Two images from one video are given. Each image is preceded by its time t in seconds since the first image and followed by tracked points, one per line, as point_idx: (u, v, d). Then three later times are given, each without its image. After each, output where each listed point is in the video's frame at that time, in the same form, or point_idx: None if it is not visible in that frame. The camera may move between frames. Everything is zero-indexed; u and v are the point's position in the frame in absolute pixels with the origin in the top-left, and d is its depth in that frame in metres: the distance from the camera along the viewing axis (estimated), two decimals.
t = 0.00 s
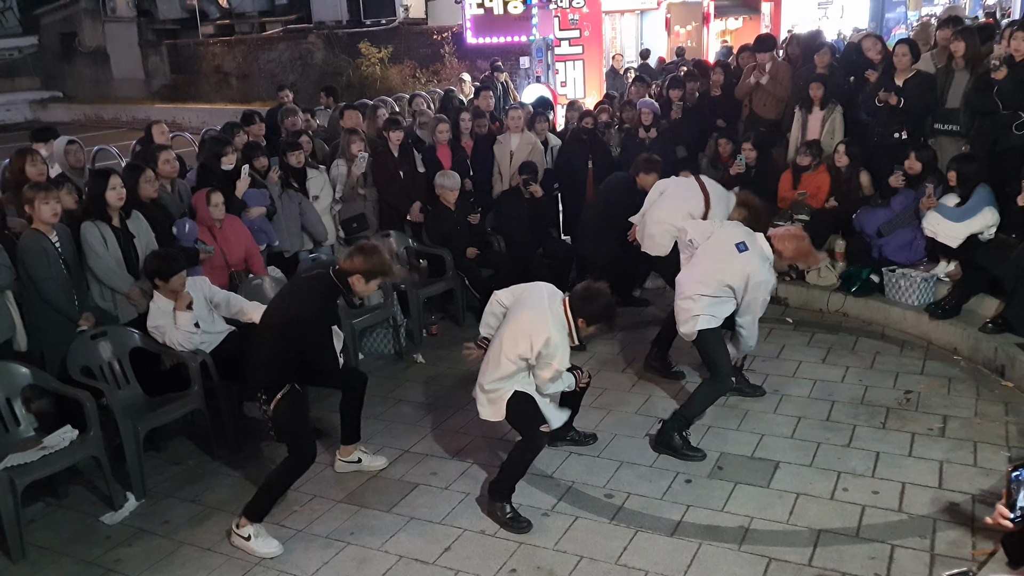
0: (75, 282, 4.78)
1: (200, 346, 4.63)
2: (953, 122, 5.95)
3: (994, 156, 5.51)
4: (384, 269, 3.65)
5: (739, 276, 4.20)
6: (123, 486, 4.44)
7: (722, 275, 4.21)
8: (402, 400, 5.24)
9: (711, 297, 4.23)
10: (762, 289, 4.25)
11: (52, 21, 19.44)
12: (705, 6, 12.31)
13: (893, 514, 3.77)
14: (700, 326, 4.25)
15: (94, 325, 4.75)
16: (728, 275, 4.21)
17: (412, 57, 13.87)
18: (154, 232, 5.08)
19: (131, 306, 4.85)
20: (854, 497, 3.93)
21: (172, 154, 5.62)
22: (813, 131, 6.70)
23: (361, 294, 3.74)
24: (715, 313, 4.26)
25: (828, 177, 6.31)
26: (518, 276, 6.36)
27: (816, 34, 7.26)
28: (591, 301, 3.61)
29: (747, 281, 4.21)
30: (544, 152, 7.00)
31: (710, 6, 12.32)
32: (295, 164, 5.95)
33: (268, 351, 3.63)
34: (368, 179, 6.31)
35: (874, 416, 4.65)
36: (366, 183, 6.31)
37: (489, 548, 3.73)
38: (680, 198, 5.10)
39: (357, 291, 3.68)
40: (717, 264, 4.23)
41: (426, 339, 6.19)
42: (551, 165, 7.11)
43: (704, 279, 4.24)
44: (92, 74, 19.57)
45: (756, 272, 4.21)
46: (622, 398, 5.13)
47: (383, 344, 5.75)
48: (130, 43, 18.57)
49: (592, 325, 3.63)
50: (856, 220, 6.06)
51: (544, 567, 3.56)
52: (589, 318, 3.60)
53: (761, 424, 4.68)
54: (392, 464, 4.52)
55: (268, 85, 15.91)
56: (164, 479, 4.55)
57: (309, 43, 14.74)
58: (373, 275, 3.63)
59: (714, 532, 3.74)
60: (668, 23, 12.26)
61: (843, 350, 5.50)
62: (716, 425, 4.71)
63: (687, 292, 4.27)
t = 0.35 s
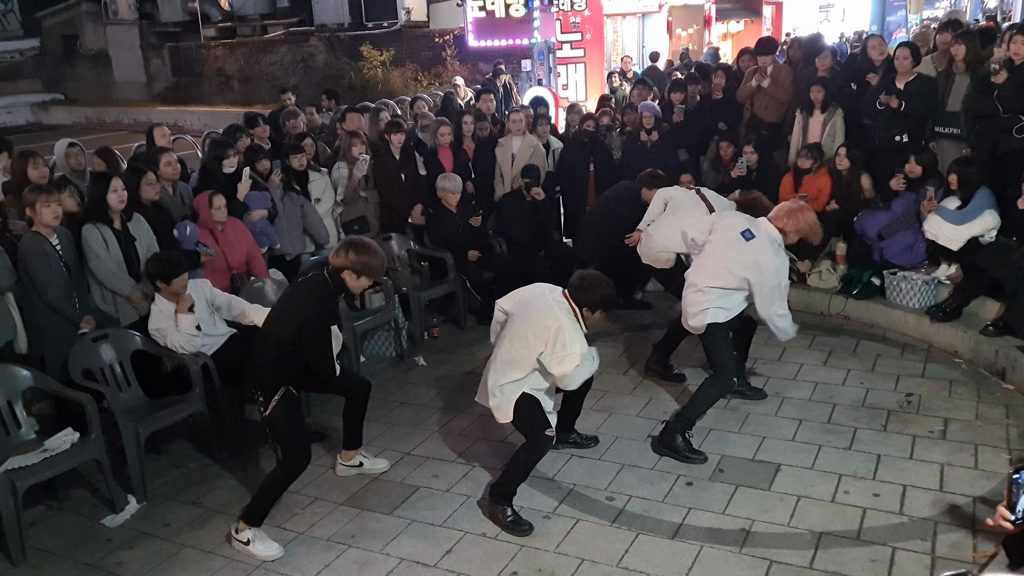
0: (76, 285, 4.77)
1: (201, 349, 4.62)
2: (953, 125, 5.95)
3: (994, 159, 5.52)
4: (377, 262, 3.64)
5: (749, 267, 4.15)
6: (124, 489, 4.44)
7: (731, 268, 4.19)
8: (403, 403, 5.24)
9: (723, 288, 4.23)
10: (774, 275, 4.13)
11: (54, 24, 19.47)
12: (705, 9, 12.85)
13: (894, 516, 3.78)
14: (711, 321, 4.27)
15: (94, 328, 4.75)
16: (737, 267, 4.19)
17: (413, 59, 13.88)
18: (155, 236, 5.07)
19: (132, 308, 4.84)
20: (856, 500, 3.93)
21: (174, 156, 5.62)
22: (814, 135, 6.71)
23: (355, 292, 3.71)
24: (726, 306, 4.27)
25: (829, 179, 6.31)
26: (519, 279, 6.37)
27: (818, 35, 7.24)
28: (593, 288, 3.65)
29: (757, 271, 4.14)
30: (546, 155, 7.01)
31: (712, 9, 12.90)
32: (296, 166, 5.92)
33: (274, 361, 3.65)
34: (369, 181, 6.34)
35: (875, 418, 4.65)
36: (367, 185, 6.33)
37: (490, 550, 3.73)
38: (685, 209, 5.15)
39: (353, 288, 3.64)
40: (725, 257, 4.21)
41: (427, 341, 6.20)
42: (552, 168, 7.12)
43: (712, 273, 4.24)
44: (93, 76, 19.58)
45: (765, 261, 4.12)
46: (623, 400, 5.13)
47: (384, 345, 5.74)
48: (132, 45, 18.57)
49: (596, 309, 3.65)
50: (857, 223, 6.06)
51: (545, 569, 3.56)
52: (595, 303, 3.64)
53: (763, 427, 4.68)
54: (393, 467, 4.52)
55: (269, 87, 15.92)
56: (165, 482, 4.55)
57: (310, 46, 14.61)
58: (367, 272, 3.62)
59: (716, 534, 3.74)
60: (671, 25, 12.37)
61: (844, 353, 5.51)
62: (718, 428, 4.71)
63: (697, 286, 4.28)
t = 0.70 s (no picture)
0: (77, 286, 4.78)
1: (202, 351, 4.61)
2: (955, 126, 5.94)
3: (996, 160, 5.51)
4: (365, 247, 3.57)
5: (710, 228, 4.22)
6: (126, 491, 4.45)
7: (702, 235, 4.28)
8: (405, 404, 5.25)
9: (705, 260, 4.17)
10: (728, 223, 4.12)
11: (55, 27, 19.46)
12: (705, 10, 12.87)
13: (896, 517, 3.77)
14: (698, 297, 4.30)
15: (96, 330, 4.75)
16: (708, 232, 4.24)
17: (414, 61, 13.89)
18: (156, 238, 5.07)
19: (134, 310, 4.85)
20: (858, 501, 3.93)
21: (176, 158, 5.62)
22: (815, 136, 6.70)
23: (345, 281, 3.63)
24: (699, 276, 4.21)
25: (831, 180, 6.24)
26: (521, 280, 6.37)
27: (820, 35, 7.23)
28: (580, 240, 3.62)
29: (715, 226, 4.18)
30: (547, 156, 7.00)
31: (712, 11, 12.88)
32: (297, 168, 5.94)
33: (264, 358, 3.63)
34: (371, 183, 6.36)
35: (877, 419, 4.65)
36: (369, 187, 6.35)
37: (492, 552, 3.73)
38: (677, 179, 5.15)
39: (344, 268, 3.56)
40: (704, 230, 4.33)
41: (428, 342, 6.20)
42: (553, 169, 7.11)
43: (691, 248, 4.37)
44: (94, 78, 19.60)
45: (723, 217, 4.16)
46: (624, 402, 5.13)
47: (385, 347, 5.69)
48: (133, 47, 18.60)
49: (574, 258, 3.60)
50: (860, 224, 6.05)
51: (547, 571, 3.56)
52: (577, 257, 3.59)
53: (764, 428, 4.68)
54: (395, 468, 4.52)
55: (271, 89, 15.94)
56: (166, 484, 4.55)
57: (311, 49, 14.76)
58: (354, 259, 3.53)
59: (718, 536, 3.74)
60: (672, 27, 12.50)
61: (846, 354, 5.50)
62: (719, 429, 4.71)
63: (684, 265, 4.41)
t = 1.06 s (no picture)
0: (76, 286, 4.77)
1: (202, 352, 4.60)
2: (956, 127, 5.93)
3: (996, 161, 5.51)
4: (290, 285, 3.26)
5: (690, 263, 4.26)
6: (125, 491, 4.44)
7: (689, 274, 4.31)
8: (405, 405, 5.24)
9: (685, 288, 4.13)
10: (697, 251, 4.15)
11: (55, 26, 19.40)
12: (705, 11, 12.86)
13: (896, 518, 3.77)
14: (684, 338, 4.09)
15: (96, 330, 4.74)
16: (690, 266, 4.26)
17: (415, 62, 13.86)
18: (155, 238, 5.06)
19: (133, 310, 4.83)
20: (858, 502, 3.93)
21: (177, 158, 5.60)
22: (816, 137, 6.70)
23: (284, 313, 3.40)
24: (691, 314, 4.09)
25: (831, 181, 6.27)
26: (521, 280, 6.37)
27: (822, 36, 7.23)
28: (560, 282, 3.35)
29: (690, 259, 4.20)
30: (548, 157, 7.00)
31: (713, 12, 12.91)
32: (298, 168, 5.99)
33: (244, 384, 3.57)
34: (371, 183, 6.33)
35: (877, 420, 4.65)
36: (369, 187, 6.32)
37: (492, 553, 3.73)
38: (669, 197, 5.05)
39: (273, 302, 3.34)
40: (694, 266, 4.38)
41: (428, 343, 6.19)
42: (553, 169, 7.11)
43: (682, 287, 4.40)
44: (94, 79, 19.56)
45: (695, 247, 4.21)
46: (625, 403, 5.13)
47: (386, 348, 5.78)
48: (133, 47, 18.57)
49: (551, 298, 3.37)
50: (860, 224, 6.04)
51: (547, 572, 3.56)
52: (551, 292, 3.36)
53: (765, 429, 4.68)
54: (395, 469, 4.51)
55: (271, 90, 15.92)
56: (166, 484, 4.54)
57: (311, 49, 14.73)
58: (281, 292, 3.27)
59: (718, 537, 3.74)
60: (671, 28, 12.47)
61: (846, 355, 5.51)
62: (720, 430, 4.71)
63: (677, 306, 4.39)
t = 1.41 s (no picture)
0: (76, 284, 4.75)
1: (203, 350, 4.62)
2: (958, 128, 5.92)
3: (998, 162, 5.50)
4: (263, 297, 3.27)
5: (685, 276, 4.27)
6: (124, 490, 4.43)
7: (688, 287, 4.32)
8: (404, 404, 5.23)
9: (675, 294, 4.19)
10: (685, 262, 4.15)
11: (54, 23, 19.34)
12: (707, 10, 12.56)
13: (896, 519, 3.77)
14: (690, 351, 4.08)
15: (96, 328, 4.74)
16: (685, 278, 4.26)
17: (415, 60, 13.83)
18: (155, 236, 5.05)
19: (133, 309, 4.82)
20: (858, 503, 3.92)
21: (176, 156, 5.57)
22: (818, 137, 6.70)
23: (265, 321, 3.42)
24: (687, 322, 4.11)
25: (832, 182, 6.27)
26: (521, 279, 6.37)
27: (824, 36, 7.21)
28: (535, 281, 3.38)
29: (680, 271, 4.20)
30: (549, 156, 6.98)
31: (713, 11, 12.72)
32: (299, 166, 5.97)
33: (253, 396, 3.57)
34: (371, 182, 6.31)
35: (877, 421, 4.65)
36: (370, 185, 6.29)
37: (492, 552, 3.72)
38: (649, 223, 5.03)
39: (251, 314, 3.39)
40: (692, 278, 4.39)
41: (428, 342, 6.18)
42: (554, 169, 7.10)
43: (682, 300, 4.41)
44: (93, 76, 19.53)
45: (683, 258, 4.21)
46: (625, 403, 5.13)
47: (386, 347, 5.78)
48: (133, 44, 18.54)
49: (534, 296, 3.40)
50: (860, 225, 6.03)
51: (546, 572, 3.55)
52: (525, 292, 3.40)
53: (764, 430, 4.68)
54: (395, 469, 4.51)
55: (271, 87, 15.89)
56: (165, 482, 4.53)
57: (311, 46, 14.56)
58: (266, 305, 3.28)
59: (718, 537, 3.73)
60: (671, 27, 12.21)
61: (846, 355, 5.50)
62: (719, 430, 4.71)
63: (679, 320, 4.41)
